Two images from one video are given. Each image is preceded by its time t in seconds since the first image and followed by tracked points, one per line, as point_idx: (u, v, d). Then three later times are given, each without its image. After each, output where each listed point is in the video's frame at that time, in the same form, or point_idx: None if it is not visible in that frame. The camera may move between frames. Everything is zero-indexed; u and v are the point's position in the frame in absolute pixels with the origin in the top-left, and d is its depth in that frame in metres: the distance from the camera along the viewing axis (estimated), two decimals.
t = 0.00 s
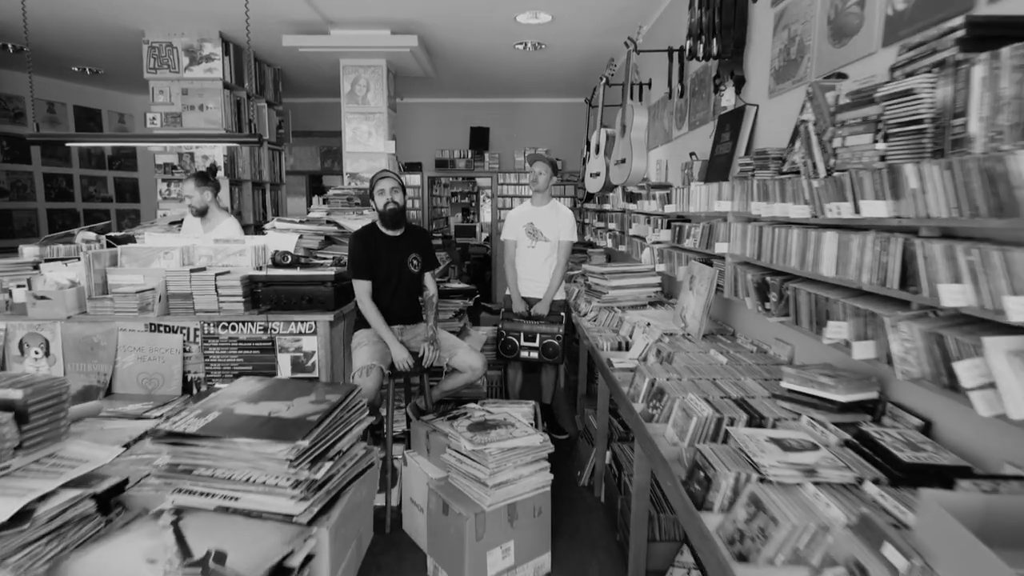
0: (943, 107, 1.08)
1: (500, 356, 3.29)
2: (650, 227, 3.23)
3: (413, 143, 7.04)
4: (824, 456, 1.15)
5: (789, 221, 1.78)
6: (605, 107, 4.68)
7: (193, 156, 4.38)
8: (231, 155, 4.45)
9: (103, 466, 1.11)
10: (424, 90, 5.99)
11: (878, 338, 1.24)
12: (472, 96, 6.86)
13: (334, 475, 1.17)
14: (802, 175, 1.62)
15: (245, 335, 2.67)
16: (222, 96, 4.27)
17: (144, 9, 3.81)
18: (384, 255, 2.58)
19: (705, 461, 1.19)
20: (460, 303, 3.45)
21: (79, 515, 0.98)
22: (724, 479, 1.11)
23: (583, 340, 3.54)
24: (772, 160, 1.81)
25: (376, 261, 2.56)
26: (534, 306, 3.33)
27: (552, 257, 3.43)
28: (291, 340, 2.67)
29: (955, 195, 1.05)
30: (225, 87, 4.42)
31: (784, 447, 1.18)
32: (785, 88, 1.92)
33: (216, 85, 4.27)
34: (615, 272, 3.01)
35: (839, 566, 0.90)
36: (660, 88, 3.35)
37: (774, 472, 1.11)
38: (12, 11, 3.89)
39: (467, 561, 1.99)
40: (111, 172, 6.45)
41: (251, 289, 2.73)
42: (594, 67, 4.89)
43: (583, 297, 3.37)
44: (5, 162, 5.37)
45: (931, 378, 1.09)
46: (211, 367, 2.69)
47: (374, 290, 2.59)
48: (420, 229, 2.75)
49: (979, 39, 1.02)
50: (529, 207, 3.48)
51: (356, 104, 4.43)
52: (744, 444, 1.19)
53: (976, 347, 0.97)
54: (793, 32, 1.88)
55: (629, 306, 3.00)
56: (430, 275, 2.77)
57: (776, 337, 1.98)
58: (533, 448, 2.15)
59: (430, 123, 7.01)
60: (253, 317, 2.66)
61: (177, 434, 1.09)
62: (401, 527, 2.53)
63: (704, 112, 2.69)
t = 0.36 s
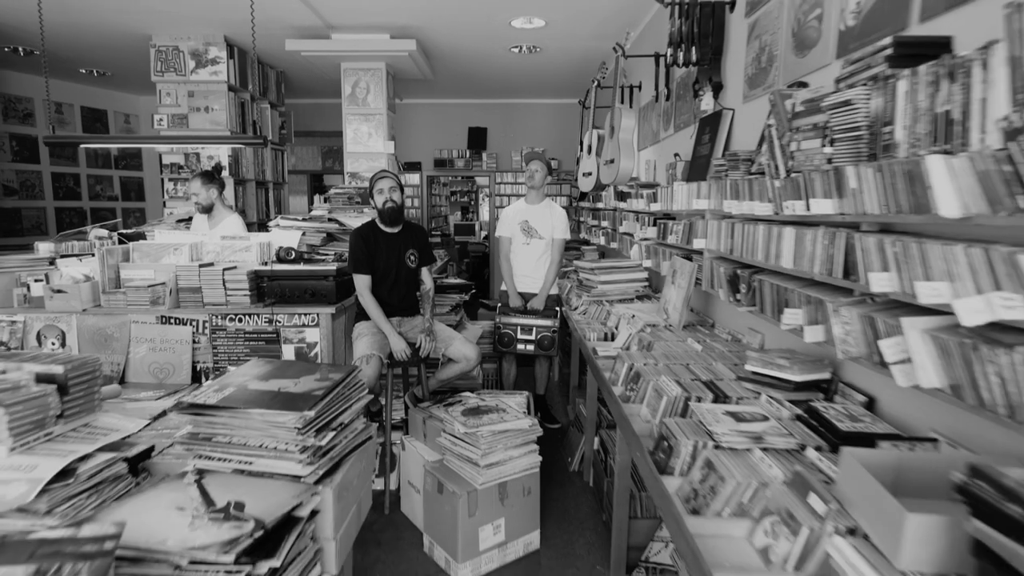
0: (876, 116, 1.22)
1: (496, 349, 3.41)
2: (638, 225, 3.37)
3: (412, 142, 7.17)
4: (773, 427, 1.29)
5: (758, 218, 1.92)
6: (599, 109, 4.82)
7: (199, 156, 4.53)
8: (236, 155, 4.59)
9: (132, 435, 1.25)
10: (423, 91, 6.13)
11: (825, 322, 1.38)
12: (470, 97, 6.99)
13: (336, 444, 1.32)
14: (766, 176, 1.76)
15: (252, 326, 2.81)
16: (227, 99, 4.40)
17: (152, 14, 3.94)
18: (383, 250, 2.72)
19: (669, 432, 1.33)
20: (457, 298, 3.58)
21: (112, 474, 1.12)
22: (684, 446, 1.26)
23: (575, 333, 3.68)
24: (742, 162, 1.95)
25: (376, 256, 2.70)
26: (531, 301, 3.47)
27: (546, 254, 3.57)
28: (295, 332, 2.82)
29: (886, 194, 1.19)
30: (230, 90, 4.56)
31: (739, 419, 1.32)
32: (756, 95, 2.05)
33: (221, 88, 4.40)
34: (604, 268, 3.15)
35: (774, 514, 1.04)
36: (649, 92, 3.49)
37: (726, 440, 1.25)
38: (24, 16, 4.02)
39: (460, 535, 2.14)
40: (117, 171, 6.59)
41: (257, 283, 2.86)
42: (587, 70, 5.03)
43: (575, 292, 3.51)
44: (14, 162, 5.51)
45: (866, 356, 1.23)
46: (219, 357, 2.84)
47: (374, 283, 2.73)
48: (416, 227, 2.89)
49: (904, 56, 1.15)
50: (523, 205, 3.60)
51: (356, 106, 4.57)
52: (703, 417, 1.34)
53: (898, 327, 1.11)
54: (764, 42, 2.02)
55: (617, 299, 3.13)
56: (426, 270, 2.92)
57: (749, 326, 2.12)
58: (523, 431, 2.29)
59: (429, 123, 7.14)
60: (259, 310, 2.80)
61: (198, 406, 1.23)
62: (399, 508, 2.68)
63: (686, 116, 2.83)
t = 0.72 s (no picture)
0: (824, 126, 1.35)
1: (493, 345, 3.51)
2: (628, 224, 3.50)
3: (411, 143, 7.30)
4: (733, 407, 1.42)
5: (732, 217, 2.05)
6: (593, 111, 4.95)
7: (204, 157, 4.67)
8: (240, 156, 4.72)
9: (153, 414, 1.39)
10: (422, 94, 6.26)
11: (783, 312, 1.52)
12: (469, 99, 7.12)
13: (338, 423, 1.45)
14: (737, 178, 1.90)
15: (257, 321, 2.94)
16: (231, 102, 4.54)
17: (158, 20, 4.07)
18: (383, 249, 2.85)
19: (640, 413, 1.47)
20: (454, 295, 3.72)
21: (137, 447, 1.26)
22: (652, 424, 1.39)
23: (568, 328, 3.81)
24: (717, 165, 2.08)
25: (376, 254, 2.84)
26: (526, 298, 3.57)
27: (538, 252, 3.72)
28: (298, 326, 2.95)
29: (832, 196, 1.32)
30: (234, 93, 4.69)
31: (704, 400, 1.45)
32: (732, 102, 2.19)
33: (225, 91, 4.54)
34: (595, 265, 3.28)
35: (726, 480, 1.17)
36: (638, 97, 3.63)
37: (691, 418, 1.38)
38: (35, 22, 4.16)
39: (454, 516, 2.27)
40: (123, 172, 6.73)
41: (261, 280, 2.99)
42: (582, 73, 5.16)
43: (567, 288, 3.64)
44: (23, 163, 5.65)
45: (817, 342, 1.36)
46: (225, 351, 2.97)
47: (374, 280, 2.86)
48: (414, 226, 3.03)
49: (847, 73, 1.29)
50: (514, 205, 3.71)
51: (357, 109, 4.71)
52: (672, 399, 1.47)
53: (840, 315, 1.24)
54: (739, 52, 2.16)
55: (607, 295, 3.26)
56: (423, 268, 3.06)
57: (725, 319, 2.25)
58: (514, 419, 2.43)
59: (428, 124, 7.27)
60: (264, 306, 2.93)
61: (213, 387, 1.36)
62: (398, 494, 2.81)
63: (671, 120, 2.96)
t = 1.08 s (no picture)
0: (789, 133, 1.47)
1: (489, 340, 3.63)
2: (622, 223, 3.62)
3: (412, 144, 7.42)
4: (707, 391, 1.54)
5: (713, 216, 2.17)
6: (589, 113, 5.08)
7: (210, 159, 4.80)
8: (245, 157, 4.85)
9: (174, 397, 1.51)
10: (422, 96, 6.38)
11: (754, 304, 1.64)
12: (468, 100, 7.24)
13: (343, 406, 1.57)
14: (717, 179, 2.02)
15: (263, 316, 3.07)
16: (236, 104, 4.67)
17: (166, 26, 4.20)
18: (384, 247, 2.98)
19: (622, 397, 1.59)
20: (452, 292, 3.85)
21: (161, 426, 1.37)
22: (632, 407, 1.52)
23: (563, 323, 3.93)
24: (700, 167, 2.21)
25: (377, 252, 2.96)
26: (520, 295, 3.69)
27: (530, 250, 3.85)
28: (304, 321, 3.07)
29: (795, 197, 1.44)
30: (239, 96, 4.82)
31: (679, 385, 1.58)
32: (715, 107, 2.31)
33: (231, 94, 4.67)
34: (588, 263, 3.40)
35: (695, 455, 1.30)
36: (631, 100, 3.75)
37: (667, 401, 1.50)
38: (46, 28, 4.28)
39: (452, 500, 2.39)
40: (130, 172, 6.87)
41: (267, 277, 3.12)
42: (578, 76, 5.28)
43: (562, 285, 3.77)
44: (33, 164, 5.78)
45: (782, 332, 1.48)
46: (233, 345, 3.10)
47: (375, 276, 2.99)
48: (413, 225, 3.16)
49: (809, 85, 1.41)
50: (505, 206, 3.83)
51: (359, 111, 4.83)
52: (651, 385, 1.59)
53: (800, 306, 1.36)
54: (721, 61, 2.28)
55: (600, 292, 3.38)
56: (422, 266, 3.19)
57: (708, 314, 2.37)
58: (508, 409, 2.56)
59: (428, 125, 7.39)
60: (270, 302, 3.06)
61: (229, 372, 1.49)
62: (398, 482, 2.93)
63: (661, 123, 3.08)
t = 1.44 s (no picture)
0: (759, 141, 1.61)
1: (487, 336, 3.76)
2: (616, 223, 3.75)
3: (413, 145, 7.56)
4: (684, 377, 1.68)
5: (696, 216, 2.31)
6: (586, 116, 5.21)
7: (217, 160, 4.94)
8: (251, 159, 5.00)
9: (196, 382, 1.65)
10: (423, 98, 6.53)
11: (728, 298, 1.78)
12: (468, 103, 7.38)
13: (350, 392, 1.70)
14: (699, 182, 2.15)
15: (272, 312, 3.21)
16: (243, 108, 4.81)
17: (176, 32, 4.34)
18: (386, 246, 3.12)
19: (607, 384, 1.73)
20: (451, 290, 3.99)
21: (184, 409, 1.52)
22: (615, 392, 1.66)
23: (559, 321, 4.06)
24: (685, 171, 2.34)
25: (379, 251, 3.10)
26: (514, 292, 3.82)
27: (523, 248, 4.00)
28: (311, 317, 3.22)
29: (763, 199, 1.58)
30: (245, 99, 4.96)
31: (659, 372, 1.72)
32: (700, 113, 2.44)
33: (238, 98, 4.81)
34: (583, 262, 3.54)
35: (669, 432, 1.44)
36: (625, 104, 3.88)
37: (647, 386, 1.64)
38: (59, 34, 4.42)
39: (451, 485, 2.53)
40: (137, 173, 7.02)
41: (276, 275, 3.26)
42: (575, 79, 5.41)
43: (558, 283, 3.91)
44: (44, 165, 5.93)
45: (753, 323, 1.62)
46: (243, 340, 3.24)
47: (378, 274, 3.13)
48: (415, 226, 3.29)
49: (777, 97, 1.53)
50: (497, 206, 3.97)
51: (362, 114, 4.97)
52: (633, 372, 1.73)
53: (767, 299, 1.50)
54: (705, 70, 2.41)
55: (594, 289, 3.51)
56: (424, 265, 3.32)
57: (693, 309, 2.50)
58: (505, 399, 2.70)
59: (429, 127, 7.53)
60: (278, 298, 3.19)
61: (246, 360, 1.63)
62: (400, 470, 3.07)
63: (651, 127, 3.21)
